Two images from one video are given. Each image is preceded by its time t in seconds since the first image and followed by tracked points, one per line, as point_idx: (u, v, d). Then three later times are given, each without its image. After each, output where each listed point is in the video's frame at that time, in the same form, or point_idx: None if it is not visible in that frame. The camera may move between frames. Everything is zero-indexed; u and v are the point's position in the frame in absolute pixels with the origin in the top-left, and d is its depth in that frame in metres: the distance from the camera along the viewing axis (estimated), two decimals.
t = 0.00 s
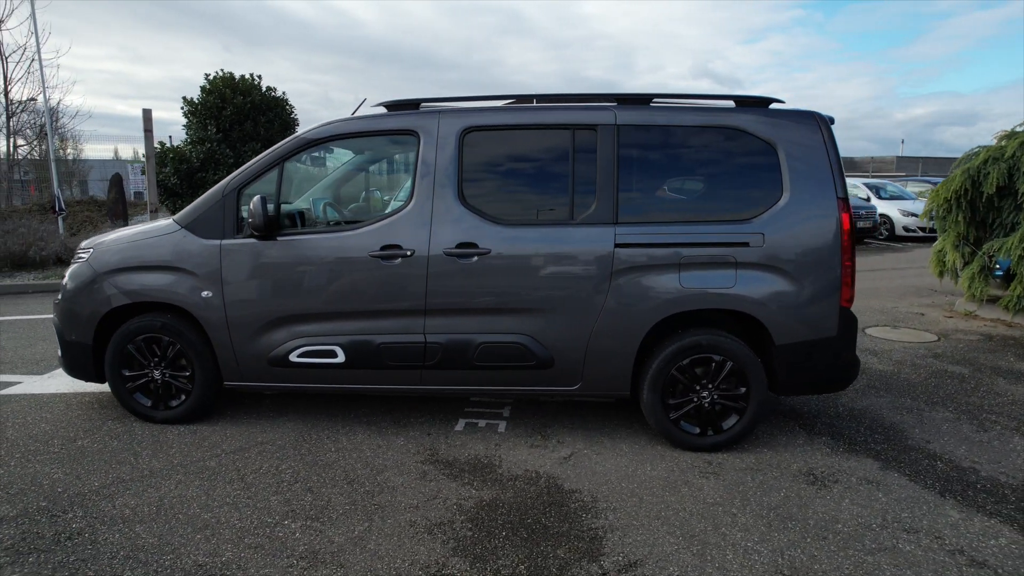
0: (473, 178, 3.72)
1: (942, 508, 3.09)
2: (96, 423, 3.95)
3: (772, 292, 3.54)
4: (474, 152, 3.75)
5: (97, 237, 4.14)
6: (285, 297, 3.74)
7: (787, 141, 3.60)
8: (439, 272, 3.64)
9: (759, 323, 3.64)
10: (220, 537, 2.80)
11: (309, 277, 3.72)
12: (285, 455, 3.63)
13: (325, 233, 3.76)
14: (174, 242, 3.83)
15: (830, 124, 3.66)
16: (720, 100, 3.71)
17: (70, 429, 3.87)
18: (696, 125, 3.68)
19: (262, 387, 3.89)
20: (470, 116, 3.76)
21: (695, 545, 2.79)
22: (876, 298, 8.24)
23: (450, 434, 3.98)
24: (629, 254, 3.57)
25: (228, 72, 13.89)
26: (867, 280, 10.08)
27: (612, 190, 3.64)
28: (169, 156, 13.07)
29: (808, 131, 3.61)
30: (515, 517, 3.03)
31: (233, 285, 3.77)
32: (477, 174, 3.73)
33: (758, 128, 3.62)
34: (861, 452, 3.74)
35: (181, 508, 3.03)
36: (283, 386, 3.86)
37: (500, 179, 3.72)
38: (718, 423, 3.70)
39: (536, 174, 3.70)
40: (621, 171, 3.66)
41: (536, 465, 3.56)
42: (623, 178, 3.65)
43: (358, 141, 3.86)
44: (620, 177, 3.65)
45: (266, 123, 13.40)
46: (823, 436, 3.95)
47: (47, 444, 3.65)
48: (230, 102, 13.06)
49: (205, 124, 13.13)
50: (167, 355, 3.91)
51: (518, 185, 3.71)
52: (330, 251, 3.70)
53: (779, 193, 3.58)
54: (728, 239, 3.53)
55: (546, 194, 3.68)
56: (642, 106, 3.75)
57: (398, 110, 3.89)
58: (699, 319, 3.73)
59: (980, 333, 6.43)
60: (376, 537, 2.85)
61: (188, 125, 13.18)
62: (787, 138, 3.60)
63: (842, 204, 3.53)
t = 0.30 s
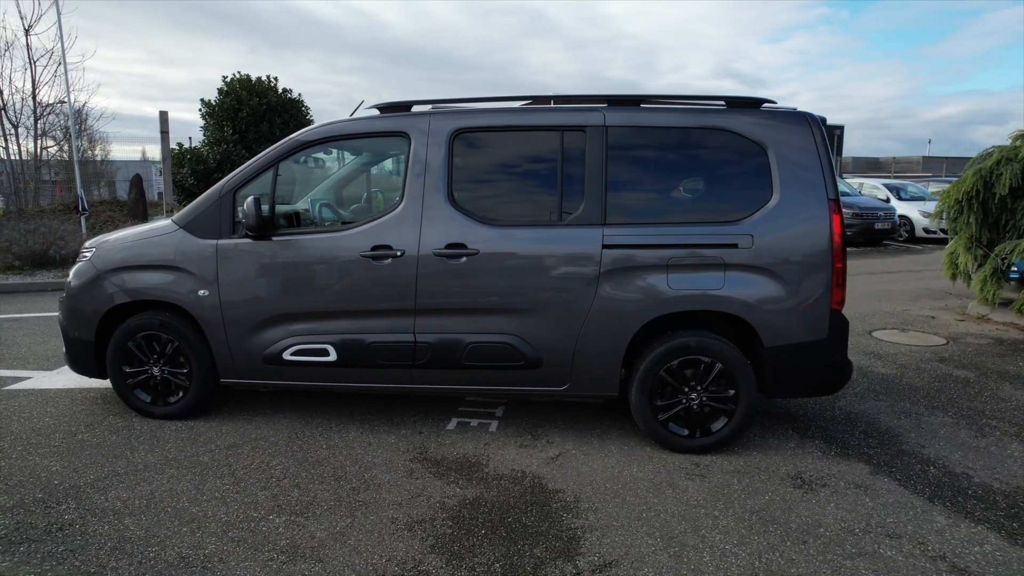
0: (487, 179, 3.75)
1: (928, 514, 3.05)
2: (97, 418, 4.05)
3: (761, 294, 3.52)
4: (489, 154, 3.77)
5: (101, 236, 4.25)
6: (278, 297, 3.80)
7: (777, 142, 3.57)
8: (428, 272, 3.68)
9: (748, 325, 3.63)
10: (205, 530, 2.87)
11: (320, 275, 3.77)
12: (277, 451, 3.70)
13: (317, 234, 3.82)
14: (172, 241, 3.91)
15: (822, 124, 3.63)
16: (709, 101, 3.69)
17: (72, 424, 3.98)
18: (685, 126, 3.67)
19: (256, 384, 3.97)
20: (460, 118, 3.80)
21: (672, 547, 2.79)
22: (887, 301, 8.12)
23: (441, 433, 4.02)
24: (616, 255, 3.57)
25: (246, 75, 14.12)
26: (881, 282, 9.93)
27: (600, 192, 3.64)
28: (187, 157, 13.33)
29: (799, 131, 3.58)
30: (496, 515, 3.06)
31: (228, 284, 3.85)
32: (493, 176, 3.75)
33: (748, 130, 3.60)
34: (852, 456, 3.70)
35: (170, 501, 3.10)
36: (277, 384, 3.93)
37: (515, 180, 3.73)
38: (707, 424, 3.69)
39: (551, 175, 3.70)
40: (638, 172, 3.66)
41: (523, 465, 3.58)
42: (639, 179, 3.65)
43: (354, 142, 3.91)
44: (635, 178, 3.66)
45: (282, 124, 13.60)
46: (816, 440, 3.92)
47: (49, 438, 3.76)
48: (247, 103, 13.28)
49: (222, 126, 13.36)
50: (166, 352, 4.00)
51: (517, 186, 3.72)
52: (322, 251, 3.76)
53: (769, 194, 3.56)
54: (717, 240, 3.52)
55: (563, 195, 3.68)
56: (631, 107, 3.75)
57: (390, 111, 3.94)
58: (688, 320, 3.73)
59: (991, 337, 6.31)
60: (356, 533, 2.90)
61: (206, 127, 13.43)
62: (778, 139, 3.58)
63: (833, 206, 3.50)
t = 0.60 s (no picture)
0: (501, 180, 3.74)
1: (912, 520, 3.01)
2: (97, 414, 4.16)
3: (747, 296, 3.50)
4: (503, 154, 3.76)
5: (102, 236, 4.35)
6: (270, 296, 3.87)
7: (765, 143, 3.55)
8: (416, 273, 3.71)
9: (735, 327, 3.61)
10: (189, 524, 2.93)
11: (316, 276, 3.81)
12: (267, 448, 3.76)
13: (308, 234, 3.87)
14: (169, 242, 3.99)
15: (811, 125, 3.60)
16: (697, 102, 3.68)
17: (72, 418, 4.09)
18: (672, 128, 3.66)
19: (250, 382, 4.03)
20: (448, 120, 3.83)
21: (647, 549, 2.79)
22: (897, 304, 8.00)
23: (430, 432, 4.05)
24: (602, 257, 3.58)
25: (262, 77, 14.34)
26: (894, 285, 9.78)
27: (587, 193, 3.65)
28: (204, 158, 13.58)
29: (787, 132, 3.55)
30: (475, 514, 3.08)
31: (222, 283, 3.92)
32: (507, 177, 3.74)
33: (736, 131, 3.58)
34: (841, 460, 3.66)
35: (158, 495, 3.18)
36: (270, 381, 4.00)
37: (528, 180, 3.72)
38: (693, 427, 3.68)
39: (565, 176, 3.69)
40: (654, 172, 3.65)
41: (508, 465, 3.60)
42: (655, 180, 3.63)
43: (345, 143, 3.96)
44: (651, 180, 3.64)
45: (296, 126, 13.79)
46: (806, 444, 3.88)
47: (49, 432, 3.86)
48: (262, 105, 13.50)
49: (238, 127, 13.59)
50: (163, 350, 4.09)
51: (505, 187, 3.74)
52: (313, 252, 3.82)
53: (756, 196, 3.53)
54: (703, 242, 3.50)
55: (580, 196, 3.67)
56: (619, 108, 3.75)
57: (381, 114, 3.98)
58: (675, 322, 3.72)
59: (1000, 342, 6.19)
60: (335, 529, 2.94)
61: (222, 129, 13.67)
62: (766, 140, 3.55)
63: (821, 207, 3.47)
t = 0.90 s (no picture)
0: (499, 183, 3.75)
1: (898, 530, 2.96)
2: (100, 410, 4.26)
3: (735, 300, 3.46)
4: (494, 157, 3.78)
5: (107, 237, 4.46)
6: (266, 297, 3.93)
7: (754, 146, 3.52)
8: (405, 275, 3.74)
9: (724, 331, 3.57)
10: (175, 520, 3.00)
11: (309, 277, 3.87)
12: (260, 446, 3.83)
13: (302, 236, 3.93)
14: (168, 243, 4.08)
15: (802, 127, 3.56)
16: (687, 105, 3.66)
17: (76, 414, 4.20)
18: (662, 131, 3.65)
19: (245, 381, 4.11)
20: (439, 123, 3.86)
21: (624, 553, 2.78)
22: (910, 308, 7.86)
23: (422, 432, 4.09)
24: (589, 260, 3.57)
25: (280, 80, 14.56)
26: (911, 289, 9.59)
27: (575, 196, 3.65)
28: (223, 160, 13.84)
29: (778, 135, 3.51)
30: (456, 515, 3.10)
31: (218, 284, 4.00)
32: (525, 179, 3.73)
33: (725, 134, 3.56)
34: (833, 467, 3.61)
35: (149, 491, 3.25)
36: (265, 381, 4.06)
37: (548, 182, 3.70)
38: (682, 432, 3.65)
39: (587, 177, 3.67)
40: (673, 175, 3.61)
41: (495, 467, 3.61)
42: (675, 182, 3.60)
43: (338, 147, 4.01)
44: (669, 182, 3.61)
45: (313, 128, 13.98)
46: (799, 450, 3.83)
47: (52, 428, 3.98)
48: (280, 107, 13.72)
49: (256, 129, 13.83)
50: (163, 349, 4.18)
51: (494, 190, 3.76)
52: (306, 253, 3.87)
53: (745, 199, 3.50)
54: (691, 245, 3.48)
55: (600, 198, 3.65)
56: (608, 111, 3.74)
57: (374, 118, 4.03)
58: (665, 326, 3.70)
59: (1014, 348, 6.04)
60: (317, 527, 2.99)
61: (241, 130, 13.92)
62: (756, 142, 3.52)
63: (811, 210, 3.43)
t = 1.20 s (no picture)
0: (491, 184, 3.76)
1: (887, 539, 2.90)
2: (105, 405, 4.37)
3: (726, 303, 3.42)
4: (486, 158, 3.79)
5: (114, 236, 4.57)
6: (262, 296, 3.99)
7: (746, 147, 3.48)
8: (398, 275, 3.77)
9: (716, 334, 3.53)
10: (165, 514, 3.06)
11: (303, 277, 3.92)
12: (255, 443, 3.88)
13: (298, 236, 3.98)
14: (170, 242, 4.17)
15: (796, 127, 3.51)
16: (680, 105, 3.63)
17: (82, 409, 4.31)
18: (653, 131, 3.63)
19: (244, 379, 4.18)
20: (432, 124, 3.88)
21: (602, 557, 2.77)
22: (928, 312, 7.68)
23: (416, 432, 4.11)
24: (579, 261, 3.56)
25: (300, 82, 14.77)
26: (932, 292, 9.37)
27: (566, 197, 3.64)
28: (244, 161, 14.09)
29: (772, 135, 3.47)
30: (440, 515, 3.12)
31: (217, 283, 4.07)
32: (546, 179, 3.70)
33: (718, 134, 3.52)
34: (827, 473, 3.54)
35: (142, 485, 3.32)
36: (262, 379, 4.13)
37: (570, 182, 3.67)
38: (672, 435, 3.62)
39: (609, 177, 3.63)
40: (685, 174, 3.56)
41: (484, 468, 3.62)
42: (695, 182, 3.54)
43: (334, 148, 4.06)
44: (690, 182, 3.54)
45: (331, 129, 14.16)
46: (794, 456, 3.77)
47: (58, 422, 4.09)
48: (299, 109, 13.93)
49: (276, 130, 14.05)
50: (165, 346, 4.27)
51: (486, 191, 3.77)
52: (301, 253, 3.93)
53: (737, 200, 3.46)
54: (681, 247, 3.45)
55: (623, 199, 3.61)
56: (600, 112, 3.73)
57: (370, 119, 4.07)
58: (656, 328, 3.67)
59: None
60: (302, 524, 3.02)
61: (261, 132, 14.16)
62: (749, 143, 3.48)
63: (804, 212, 3.38)
